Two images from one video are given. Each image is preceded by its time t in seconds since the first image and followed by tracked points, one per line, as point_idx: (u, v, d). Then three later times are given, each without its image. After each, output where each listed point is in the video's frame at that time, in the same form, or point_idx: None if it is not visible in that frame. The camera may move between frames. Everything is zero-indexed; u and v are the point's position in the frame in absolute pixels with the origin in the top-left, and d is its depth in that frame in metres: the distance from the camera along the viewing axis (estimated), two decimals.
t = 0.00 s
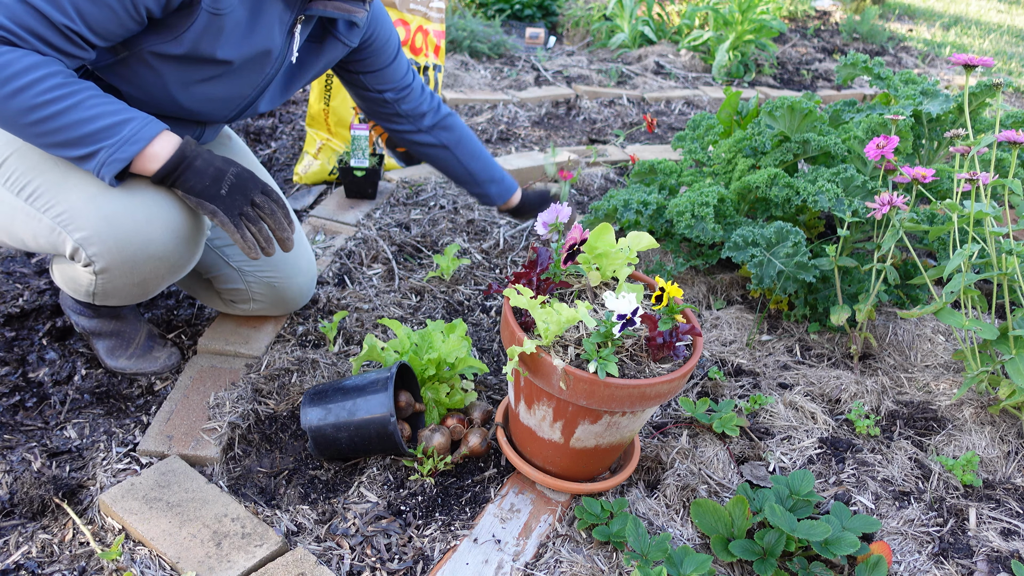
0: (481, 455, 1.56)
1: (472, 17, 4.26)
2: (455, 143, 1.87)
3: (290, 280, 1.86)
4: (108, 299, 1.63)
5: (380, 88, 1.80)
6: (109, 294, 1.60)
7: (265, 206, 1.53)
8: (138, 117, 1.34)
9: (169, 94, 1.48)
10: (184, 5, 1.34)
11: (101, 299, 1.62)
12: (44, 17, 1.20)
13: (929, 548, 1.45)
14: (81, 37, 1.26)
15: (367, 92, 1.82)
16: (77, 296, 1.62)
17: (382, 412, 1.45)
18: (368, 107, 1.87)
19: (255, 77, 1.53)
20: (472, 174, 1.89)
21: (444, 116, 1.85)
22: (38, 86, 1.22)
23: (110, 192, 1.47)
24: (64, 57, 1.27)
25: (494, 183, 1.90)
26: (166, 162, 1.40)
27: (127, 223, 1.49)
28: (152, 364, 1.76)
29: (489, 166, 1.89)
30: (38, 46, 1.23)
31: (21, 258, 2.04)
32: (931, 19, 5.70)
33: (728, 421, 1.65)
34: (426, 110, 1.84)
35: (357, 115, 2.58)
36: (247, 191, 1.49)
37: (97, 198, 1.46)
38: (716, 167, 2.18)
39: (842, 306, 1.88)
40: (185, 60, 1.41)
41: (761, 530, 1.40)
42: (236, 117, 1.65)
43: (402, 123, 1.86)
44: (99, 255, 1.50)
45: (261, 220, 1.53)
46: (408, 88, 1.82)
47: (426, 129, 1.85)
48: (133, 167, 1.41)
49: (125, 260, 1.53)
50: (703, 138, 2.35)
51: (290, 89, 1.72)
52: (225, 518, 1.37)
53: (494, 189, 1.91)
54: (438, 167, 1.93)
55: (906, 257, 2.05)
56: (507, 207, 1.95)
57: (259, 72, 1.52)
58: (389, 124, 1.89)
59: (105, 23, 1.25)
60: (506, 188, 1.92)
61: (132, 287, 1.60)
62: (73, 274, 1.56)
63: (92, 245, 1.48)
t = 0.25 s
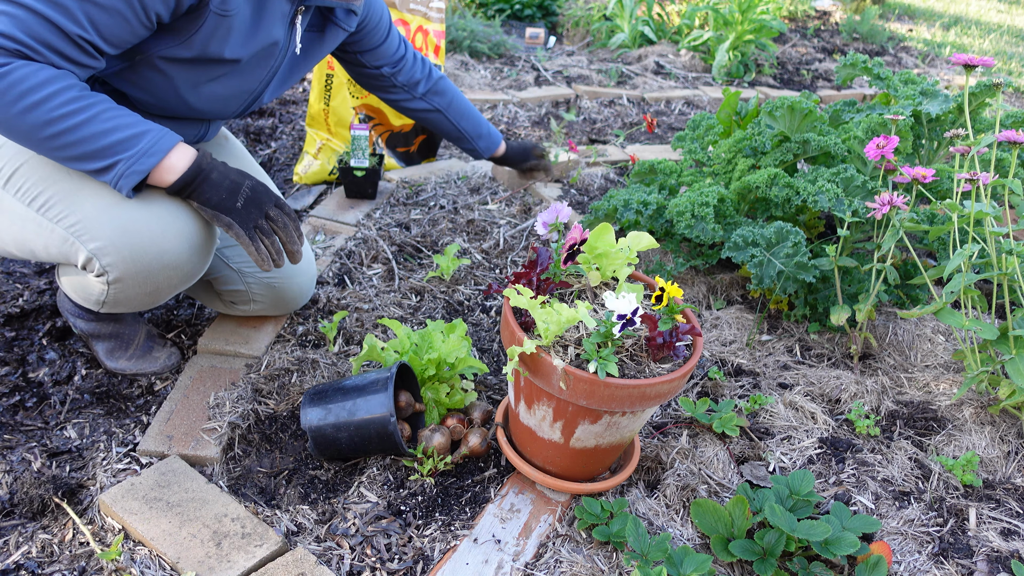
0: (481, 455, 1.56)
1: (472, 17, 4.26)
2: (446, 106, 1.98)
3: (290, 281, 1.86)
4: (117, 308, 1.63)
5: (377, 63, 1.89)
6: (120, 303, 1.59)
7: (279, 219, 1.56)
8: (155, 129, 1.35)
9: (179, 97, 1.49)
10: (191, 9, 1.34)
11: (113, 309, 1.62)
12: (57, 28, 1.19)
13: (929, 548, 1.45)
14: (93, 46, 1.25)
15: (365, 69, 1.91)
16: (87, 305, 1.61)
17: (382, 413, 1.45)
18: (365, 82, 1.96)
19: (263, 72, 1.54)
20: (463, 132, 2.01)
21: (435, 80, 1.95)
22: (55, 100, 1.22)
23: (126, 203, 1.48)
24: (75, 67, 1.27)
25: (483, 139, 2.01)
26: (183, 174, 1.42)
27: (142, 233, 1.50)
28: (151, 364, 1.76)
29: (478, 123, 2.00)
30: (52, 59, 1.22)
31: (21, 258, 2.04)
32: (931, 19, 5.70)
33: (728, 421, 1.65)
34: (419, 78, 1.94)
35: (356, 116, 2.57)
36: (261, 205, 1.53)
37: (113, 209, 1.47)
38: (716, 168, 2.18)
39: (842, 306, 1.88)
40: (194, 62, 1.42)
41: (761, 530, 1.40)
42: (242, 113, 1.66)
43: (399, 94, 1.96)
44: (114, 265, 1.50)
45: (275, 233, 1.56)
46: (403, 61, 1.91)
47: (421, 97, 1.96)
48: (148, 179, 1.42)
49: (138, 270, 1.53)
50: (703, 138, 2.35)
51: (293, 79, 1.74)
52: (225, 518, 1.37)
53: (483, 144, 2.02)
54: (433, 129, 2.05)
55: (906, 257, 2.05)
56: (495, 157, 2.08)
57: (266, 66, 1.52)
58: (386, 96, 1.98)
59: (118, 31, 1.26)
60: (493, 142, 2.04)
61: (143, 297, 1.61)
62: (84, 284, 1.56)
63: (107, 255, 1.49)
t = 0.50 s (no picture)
0: (481, 455, 1.56)
1: (472, 17, 4.26)
2: (433, 116, 2.08)
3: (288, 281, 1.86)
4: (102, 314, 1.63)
5: (371, 74, 1.95)
6: (104, 308, 1.60)
7: (275, 230, 1.60)
8: (162, 129, 1.36)
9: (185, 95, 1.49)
10: (206, 10, 1.36)
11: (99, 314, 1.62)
12: (75, 16, 1.20)
13: (929, 548, 1.45)
14: (108, 37, 1.27)
15: (357, 77, 1.96)
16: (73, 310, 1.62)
17: (382, 413, 1.45)
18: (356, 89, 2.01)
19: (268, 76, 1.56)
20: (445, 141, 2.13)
21: (424, 93, 2.03)
22: (68, 88, 1.23)
23: (103, 210, 1.47)
24: (87, 59, 1.27)
25: (462, 147, 2.16)
26: (188, 174, 1.42)
27: (120, 240, 1.49)
28: (152, 365, 1.76)
29: (460, 133, 2.13)
30: (67, 47, 1.23)
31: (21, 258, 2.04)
32: (931, 19, 5.70)
33: (728, 421, 1.65)
34: (410, 90, 2.02)
35: (356, 116, 2.56)
36: (260, 214, 1.56)
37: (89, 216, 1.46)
38: (716, 167, 2.18)
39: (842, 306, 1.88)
40: (202, 62, 1.43)
41: (761, 530, 1.40)
42: (243, 116, 1.67)
43: (390, 103, 2.03)
44: (93, 273, 1.50)
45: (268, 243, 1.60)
46: (396, 73, 1.98)
47: (410, 107, 2.04)
48: (152, 179, 1.41)
49: (119, 276, 1.53)
50: (703, 138, 2.35)
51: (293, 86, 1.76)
52: (225, 518, 1.37)
53: (461, 152, 2.17)
54: (416, 135, 2.14)
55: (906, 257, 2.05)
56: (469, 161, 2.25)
57: (270, 69, 1.55)
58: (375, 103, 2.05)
59: (134, 26, 1.27)
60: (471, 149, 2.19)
61: (127, 302, 1.60)
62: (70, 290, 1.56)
63: (85, 264, 1.48)
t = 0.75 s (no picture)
0: (481, 455, 1.56)
1: (472, 17, 4.26)
2: (424, 129, 2.10)
3: (286, 281, 1.86)
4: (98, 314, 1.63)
5: (363, 87, 1.96)
6: (99, 308, 1.59)
7: (269, 226, 1.61)
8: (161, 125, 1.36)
9: (180, 97, 1.49)
10: (206, 14, 1.36)
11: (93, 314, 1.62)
12: (74, 15, 1.20)
13: (929, 548, 1.45)
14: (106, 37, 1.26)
15: (350, 89, 1.98)
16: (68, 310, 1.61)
17: (383, 413, 1.45)
18: (348, 100, 2.03)
19: (264, 83, 1.57)
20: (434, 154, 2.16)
21: (415, 107, 2.05)
22: (69, 83, 1.23)
23: (94, 208, 1.46)
24: (85, 57, 1.27)
25: (452, 160, 2.18)
26: (188, 171, 1.43)
27: (111, 238, 1.48)
28: (151, 365, 1.76)
29: (449, 147, 2.15)
30: (65, 45, 1.23)
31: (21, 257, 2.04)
32: (931, 19, 5.70)
33: (728, 421, 1.65)
34: (401, 103, 2.03)
35: (356, 116, 2.56)
36: (257, 210, 1.57)
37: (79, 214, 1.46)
38: (716, 168, 2.18)
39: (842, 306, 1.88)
40: (198, 65, 1.43)
41: (761, 530, 1.40)
42: (236, 118, 1.66)
43: (381, 116, 2.05)
44: (85, 271, 1.49)
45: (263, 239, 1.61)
46: (388, 87, 1.99)
47: (401, 120, 2.06)
48: (152, 175, 1.42)
49: (112, 274, 1.52)
50: (703, 138, 2.35)
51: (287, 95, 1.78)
52: (225, 518, 1.37)
53: (450, 165, 2.20)
54: (406, 148, 2.16)
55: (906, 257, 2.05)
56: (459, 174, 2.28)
57: (266, 76, 1.55)
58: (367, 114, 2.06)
59: (132, 28, 1.27)
60: (460, 163, 2.22)
61: (122, 301, 1.59)
62: (65, 289, 1.56)
63: (77, 262, 1.48)
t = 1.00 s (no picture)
0: (481, 455, 1.56)
1: (472, 17, 4.26)
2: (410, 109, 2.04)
3: (288, 280, 1.86)
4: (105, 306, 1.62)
5: (350, 69, 1.92)
6: (107, 299, 1.59)
7: (272, 214, 1.62)
8: (157, 120, 1.37)
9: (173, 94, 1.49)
10: (188, 9, 1.35)
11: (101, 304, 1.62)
12: (54, 21, 1.19)
13: (928, 548, 1.45)
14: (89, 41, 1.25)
15: (336, 74, 1.93)
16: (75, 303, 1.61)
17: (382, 413, 1.45)
18: (335, 85, 1.98)
19: (255, 73, 1.55)
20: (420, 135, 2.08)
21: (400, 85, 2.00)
22: (61, 91, 1.23)
23: (104, 199, 1.47)
24: (71, 62, 1.26)
25: (439, 140, 2.10)
26: (190, 164, 1.44)
27: (121, 228, 1.49)
28: (151, 364, 1.76)
29: (436, 126, 2.08)
30: (50, 54, 1.22)
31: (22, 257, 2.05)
32: (931, 19, 5.70)
33: (728, 421, 1.65)
34: (388, 82, 1.98)
35: (356, 116, 2.56)
36: (258, 198, 1.58)
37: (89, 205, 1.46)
38: (715, 168, 2.18)
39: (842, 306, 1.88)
40: (187, 60, 1.43)
41: (761, 530, 1.40)
42: (233, 111, 1.66)
43: (368, 99, 1.99)
44: (96, 262, 1.49)
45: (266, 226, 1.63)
46: (375, 67, 1.95)
47: (388, 101, 2.00)
48: (156, 169, 1.43)
49: (122, 265, 1.53)
50: (703, 138, 2.35)
51: (281, 82, 1.75)
52: (225, 518, 1.37)
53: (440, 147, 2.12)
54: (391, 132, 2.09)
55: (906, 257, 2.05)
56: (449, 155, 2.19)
57: (257, 67, 1.54)
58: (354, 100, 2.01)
59: (116, 30, 1.26)
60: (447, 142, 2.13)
61: (130, 292, 1.60)
62: (72, 282, 1.56)
63: (87, 252, 1.48)
